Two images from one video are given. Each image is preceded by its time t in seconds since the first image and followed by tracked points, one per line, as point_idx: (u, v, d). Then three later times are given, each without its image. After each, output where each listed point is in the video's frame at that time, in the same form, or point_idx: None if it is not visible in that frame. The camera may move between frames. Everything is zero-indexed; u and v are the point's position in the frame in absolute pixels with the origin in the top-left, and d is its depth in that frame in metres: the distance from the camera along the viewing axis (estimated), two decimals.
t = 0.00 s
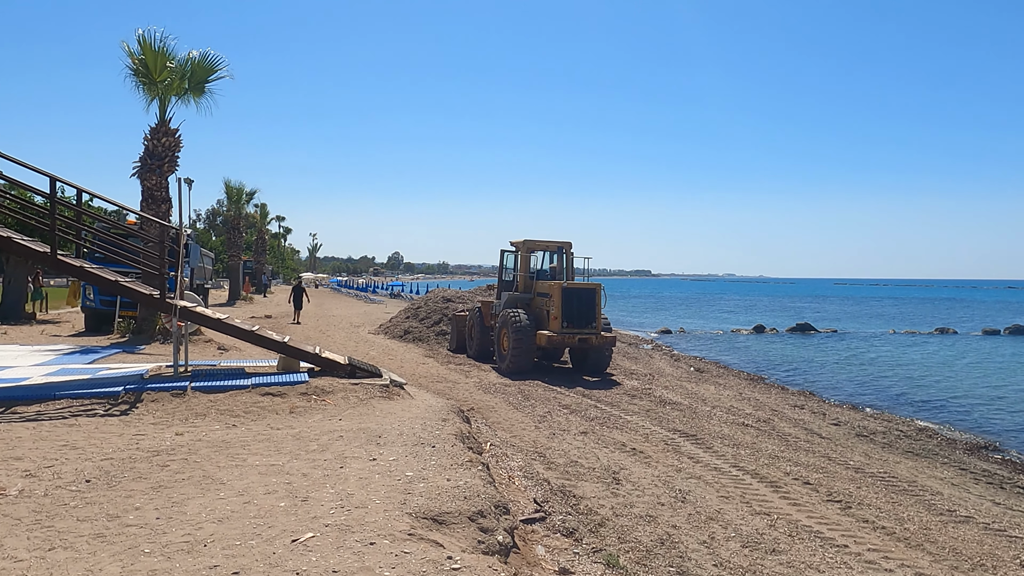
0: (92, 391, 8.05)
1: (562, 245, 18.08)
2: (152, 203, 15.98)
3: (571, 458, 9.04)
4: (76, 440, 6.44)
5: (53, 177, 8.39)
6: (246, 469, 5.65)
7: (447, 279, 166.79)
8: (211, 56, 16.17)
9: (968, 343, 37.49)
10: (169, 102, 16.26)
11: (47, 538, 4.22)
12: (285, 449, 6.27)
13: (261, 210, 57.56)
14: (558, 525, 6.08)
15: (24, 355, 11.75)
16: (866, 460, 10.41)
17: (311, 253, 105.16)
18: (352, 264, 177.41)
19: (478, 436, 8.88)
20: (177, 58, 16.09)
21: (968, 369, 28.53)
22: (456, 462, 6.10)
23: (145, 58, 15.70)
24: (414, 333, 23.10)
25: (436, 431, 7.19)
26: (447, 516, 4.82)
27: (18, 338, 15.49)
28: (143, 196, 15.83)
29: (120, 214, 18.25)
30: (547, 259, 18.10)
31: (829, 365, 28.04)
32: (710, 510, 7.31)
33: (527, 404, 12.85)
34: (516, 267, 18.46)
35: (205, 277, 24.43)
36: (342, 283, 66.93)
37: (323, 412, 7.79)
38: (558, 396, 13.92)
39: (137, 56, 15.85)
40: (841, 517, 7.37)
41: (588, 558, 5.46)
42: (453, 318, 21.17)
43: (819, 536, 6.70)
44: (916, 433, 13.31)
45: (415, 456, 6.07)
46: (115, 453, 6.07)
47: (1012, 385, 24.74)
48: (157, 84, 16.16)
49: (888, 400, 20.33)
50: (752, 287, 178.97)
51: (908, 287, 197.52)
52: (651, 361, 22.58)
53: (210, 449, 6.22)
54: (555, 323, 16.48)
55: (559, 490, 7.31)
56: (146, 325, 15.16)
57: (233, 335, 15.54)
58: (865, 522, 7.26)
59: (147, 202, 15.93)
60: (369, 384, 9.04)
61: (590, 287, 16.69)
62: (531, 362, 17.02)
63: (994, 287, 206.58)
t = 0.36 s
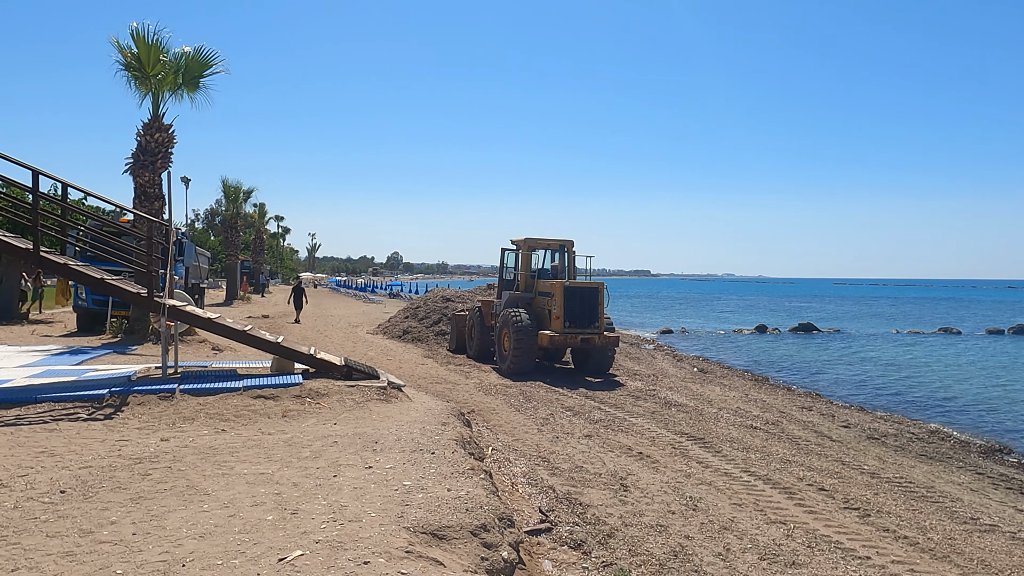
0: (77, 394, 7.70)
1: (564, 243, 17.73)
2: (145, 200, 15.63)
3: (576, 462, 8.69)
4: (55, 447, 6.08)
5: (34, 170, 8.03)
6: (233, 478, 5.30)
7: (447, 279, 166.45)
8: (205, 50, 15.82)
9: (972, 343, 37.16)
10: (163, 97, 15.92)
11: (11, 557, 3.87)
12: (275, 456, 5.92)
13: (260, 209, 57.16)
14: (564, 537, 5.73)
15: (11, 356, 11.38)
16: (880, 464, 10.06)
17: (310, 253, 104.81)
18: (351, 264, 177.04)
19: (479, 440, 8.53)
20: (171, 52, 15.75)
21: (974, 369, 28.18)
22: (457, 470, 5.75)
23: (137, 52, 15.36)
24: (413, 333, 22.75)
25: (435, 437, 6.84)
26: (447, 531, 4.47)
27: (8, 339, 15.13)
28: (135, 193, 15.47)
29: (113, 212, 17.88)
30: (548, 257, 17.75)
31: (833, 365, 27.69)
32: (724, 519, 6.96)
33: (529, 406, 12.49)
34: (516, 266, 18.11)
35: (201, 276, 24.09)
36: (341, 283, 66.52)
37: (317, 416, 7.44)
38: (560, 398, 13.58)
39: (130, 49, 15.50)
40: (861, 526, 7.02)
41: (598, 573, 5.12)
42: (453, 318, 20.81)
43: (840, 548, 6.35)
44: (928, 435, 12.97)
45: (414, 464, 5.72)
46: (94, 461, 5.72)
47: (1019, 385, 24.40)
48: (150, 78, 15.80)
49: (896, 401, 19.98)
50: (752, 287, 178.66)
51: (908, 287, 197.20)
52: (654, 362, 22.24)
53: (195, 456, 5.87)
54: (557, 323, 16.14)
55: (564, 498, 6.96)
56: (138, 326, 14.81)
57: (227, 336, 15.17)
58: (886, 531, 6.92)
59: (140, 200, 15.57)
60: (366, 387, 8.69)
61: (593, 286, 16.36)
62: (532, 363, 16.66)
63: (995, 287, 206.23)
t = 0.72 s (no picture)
0: (60, 399, 7.33)
1: (566, 242, 17.39)
2: (138, 198, 15.25)
3: (582, 469, 8.34)
4: (33, 456, 5.72)
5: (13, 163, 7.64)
6: (221, 491, 4.94)
7: (446, 279, 166.13)
8: (200, 44, 15.46)
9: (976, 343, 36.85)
10: (156, 92, 15.56)
11: None
12: (266, 466, 5.57)
13: (258, 209, 56.80)
14: (575, 553, 5.38)
15: None
16: (896, 469, 9.72)
17: (308, 253, 104.50)
18: (350, 264, 176.67)
19: (482, 446, 8.18)
20: (164, 46, 15.39)
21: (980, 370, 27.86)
22: (460, 482, 5.40)
23: (130, 46, 14.99)
24: (412, 333, 22.39)
25: (436, 445, 6.48)
26: (451, 551, 4.12)
27: None
28: (128, 190, 15.10)
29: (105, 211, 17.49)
30: (550, 257, 17.40)
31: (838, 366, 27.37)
32: (741, 530, 6.61)
33: (531, 409, 12.14)
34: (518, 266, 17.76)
35: (197, 276, 23.70)
36: (340, 283, 66.17)
37: (312, 422, 7.08)
38: (563, 400, 13.23)
39: (123, 44, 15.14)
40: (885, 538, 6.67)
41: None
42: (453, 319, 20.45)
43: (865, 563, 6.00)
44: (941, 439, 12.63)
45: (414, 475, 5.37)
46: (73, 472, 5.36)
47: None
48: (143, 73, 15.44)
49: (904, 403, 19.65)
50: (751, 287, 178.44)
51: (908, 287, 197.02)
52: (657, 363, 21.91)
53: (181, 466, 5.51)
54: (559, 323, 15.79)
55: (572, 508, 6.61)
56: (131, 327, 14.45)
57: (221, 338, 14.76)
58: (910, 543, 6.57)
59: (133, 197, 15.19)
60: (364, 390, 8.33)
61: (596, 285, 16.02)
62: (534, 364, 16.31)
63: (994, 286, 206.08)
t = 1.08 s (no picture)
0: (44, 405, 6.98)
1: (569, 242, 17.05)
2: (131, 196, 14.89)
3: (590, 477, 7.99)
4: (10, 468, 5.37)
5: None
6: (209, 507, 4.58)
7: (445, 278, 165.85)
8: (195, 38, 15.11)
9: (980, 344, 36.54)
10: (150, 87, 15.21)
11: None
12: (258, 479, 5.21)
13: (256, 208, 56.46)
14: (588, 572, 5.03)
15: None
16: (914, 476, 9.38)
17: (307, 253, 104.17)
18: (349, 264, 176.31)
19: (486, 454, 7.83)
20: (158, 40, 15.04)
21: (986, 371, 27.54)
22: (466, 496, 5.05)
23: (123, 40, 14.64)
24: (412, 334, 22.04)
25: (439, 454, 6.13)
26: None
27: None
28: (121, 188, 14.74)
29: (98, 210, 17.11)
30: (552, 256, 17.05)
31: (842, 367, 27.06)
32: (761, 544, 6.26)
33: (535, 413, 11.79)
34: (519, 266, 17.41)
35: (194, 276, 23.37)
36: (339, 283, 65.86)
37: (309, 430, 6.74)
38: (567, 403, 12.89)
39: (116, 38, 14.79)
40: (912, 552, 6.33)
41: None
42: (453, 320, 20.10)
43: None
44: (955, 443, 12.30)
45: (416, 489, 5.02)
46: (50, 486, 5.00)
47: None
48: (137, 68, 15.10)
49: (912, 404, 19.32)
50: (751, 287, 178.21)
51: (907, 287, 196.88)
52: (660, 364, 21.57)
53: (168, 480, 5.16)
54: (562, 324, 15.45)
55: (583, 521, 6.26)
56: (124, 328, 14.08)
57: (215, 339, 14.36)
58: (939, 557, 6.23)
59: (126, 195, 14.83)
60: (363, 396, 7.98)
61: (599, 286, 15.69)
62: (536, 366, 15.97)
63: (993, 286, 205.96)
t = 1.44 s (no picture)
0: (22, 409, 6.63)
1: (570, 240, 16.71)
2: (122, 194, 14.52)
3: (596, 484, 7.64)
4: None
5: None
6: (188, 524, 4.23)
7: (443, 278, 165.48)
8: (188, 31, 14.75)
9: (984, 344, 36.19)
10: (141, 81, 14.85)
11: None
12: (244, 492, 4.85)
13: (254, 208, 56.09)
14: None
15: None
16: (931, 482, 9.04)
17: (306, 252, 103.81)
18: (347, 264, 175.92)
19: (487, 460, 7.48)
20: (151, 33, 14.69)
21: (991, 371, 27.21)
22: (468, 510, 4.70)
23: (114, 33, 14.28)
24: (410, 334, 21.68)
25: (438, 463, 5.77)
26: None
27: None
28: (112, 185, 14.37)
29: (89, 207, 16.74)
30: (553, 255, 16.71)
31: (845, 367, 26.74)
32: (779, 558, 5.91)
33: (537, 416, 11.44)
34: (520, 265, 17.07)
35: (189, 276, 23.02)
36: (338, 283, 65.51)
37: (301, 436, 6.38)
38: (570, 405, 12.55)
39: (107, 30, 14.43)
40: (939, 566, 5.97)
41: None
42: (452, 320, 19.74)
43: None
44: (969, 446, 11.95)
45: (414, 503, 4.67)
46: (19, 499, 4.64)
47: None
48: (128, 62, 14.74)
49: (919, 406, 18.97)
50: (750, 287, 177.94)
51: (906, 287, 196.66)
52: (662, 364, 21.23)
53: (147, 492, 4.80)
54: (564, 324, 15.10)
55: (591, 534, 5.91)
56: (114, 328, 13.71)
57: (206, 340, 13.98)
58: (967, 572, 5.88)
59: (117, 193, 14.46)
60: (358, 400, 7.63)
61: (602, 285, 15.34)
62: (537, 367, 15.62)
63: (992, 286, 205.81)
